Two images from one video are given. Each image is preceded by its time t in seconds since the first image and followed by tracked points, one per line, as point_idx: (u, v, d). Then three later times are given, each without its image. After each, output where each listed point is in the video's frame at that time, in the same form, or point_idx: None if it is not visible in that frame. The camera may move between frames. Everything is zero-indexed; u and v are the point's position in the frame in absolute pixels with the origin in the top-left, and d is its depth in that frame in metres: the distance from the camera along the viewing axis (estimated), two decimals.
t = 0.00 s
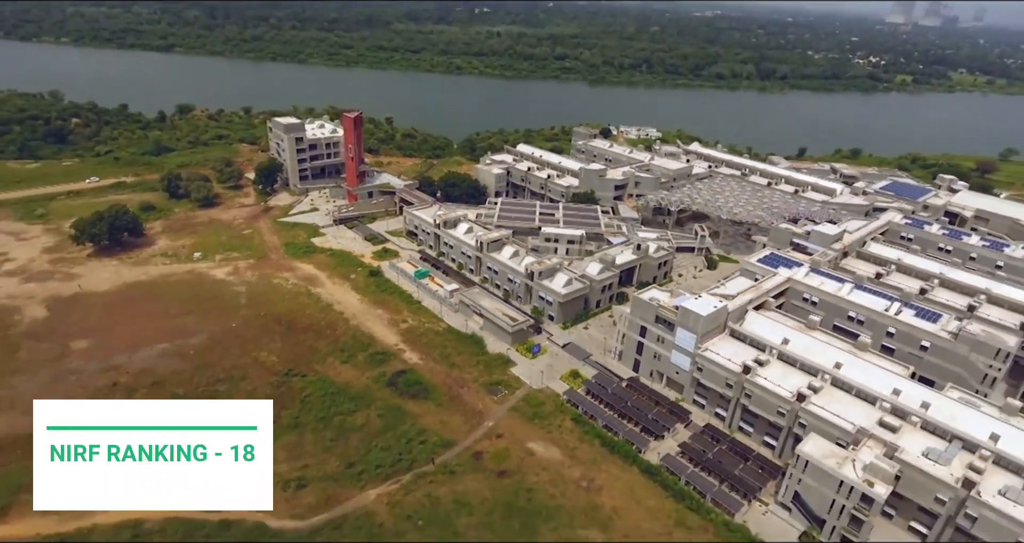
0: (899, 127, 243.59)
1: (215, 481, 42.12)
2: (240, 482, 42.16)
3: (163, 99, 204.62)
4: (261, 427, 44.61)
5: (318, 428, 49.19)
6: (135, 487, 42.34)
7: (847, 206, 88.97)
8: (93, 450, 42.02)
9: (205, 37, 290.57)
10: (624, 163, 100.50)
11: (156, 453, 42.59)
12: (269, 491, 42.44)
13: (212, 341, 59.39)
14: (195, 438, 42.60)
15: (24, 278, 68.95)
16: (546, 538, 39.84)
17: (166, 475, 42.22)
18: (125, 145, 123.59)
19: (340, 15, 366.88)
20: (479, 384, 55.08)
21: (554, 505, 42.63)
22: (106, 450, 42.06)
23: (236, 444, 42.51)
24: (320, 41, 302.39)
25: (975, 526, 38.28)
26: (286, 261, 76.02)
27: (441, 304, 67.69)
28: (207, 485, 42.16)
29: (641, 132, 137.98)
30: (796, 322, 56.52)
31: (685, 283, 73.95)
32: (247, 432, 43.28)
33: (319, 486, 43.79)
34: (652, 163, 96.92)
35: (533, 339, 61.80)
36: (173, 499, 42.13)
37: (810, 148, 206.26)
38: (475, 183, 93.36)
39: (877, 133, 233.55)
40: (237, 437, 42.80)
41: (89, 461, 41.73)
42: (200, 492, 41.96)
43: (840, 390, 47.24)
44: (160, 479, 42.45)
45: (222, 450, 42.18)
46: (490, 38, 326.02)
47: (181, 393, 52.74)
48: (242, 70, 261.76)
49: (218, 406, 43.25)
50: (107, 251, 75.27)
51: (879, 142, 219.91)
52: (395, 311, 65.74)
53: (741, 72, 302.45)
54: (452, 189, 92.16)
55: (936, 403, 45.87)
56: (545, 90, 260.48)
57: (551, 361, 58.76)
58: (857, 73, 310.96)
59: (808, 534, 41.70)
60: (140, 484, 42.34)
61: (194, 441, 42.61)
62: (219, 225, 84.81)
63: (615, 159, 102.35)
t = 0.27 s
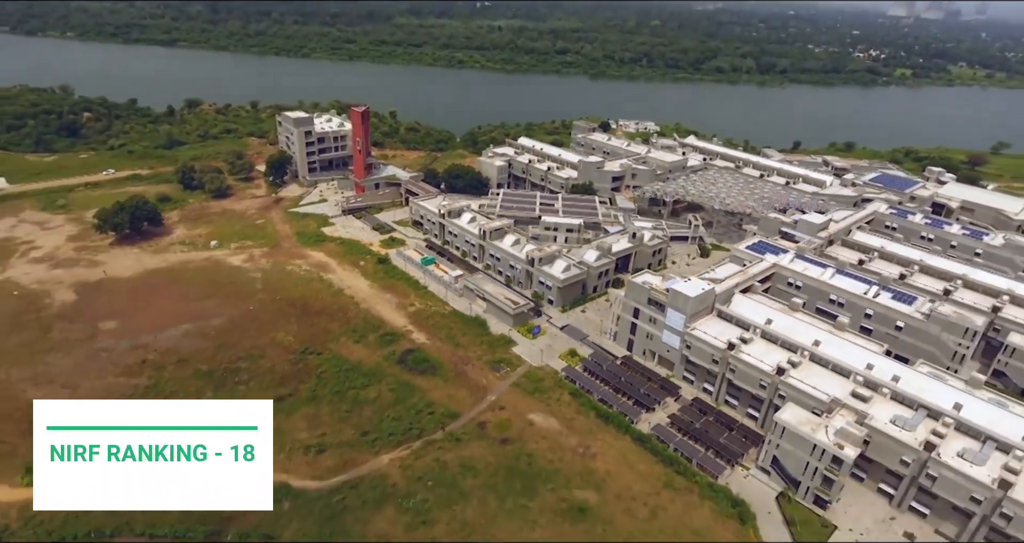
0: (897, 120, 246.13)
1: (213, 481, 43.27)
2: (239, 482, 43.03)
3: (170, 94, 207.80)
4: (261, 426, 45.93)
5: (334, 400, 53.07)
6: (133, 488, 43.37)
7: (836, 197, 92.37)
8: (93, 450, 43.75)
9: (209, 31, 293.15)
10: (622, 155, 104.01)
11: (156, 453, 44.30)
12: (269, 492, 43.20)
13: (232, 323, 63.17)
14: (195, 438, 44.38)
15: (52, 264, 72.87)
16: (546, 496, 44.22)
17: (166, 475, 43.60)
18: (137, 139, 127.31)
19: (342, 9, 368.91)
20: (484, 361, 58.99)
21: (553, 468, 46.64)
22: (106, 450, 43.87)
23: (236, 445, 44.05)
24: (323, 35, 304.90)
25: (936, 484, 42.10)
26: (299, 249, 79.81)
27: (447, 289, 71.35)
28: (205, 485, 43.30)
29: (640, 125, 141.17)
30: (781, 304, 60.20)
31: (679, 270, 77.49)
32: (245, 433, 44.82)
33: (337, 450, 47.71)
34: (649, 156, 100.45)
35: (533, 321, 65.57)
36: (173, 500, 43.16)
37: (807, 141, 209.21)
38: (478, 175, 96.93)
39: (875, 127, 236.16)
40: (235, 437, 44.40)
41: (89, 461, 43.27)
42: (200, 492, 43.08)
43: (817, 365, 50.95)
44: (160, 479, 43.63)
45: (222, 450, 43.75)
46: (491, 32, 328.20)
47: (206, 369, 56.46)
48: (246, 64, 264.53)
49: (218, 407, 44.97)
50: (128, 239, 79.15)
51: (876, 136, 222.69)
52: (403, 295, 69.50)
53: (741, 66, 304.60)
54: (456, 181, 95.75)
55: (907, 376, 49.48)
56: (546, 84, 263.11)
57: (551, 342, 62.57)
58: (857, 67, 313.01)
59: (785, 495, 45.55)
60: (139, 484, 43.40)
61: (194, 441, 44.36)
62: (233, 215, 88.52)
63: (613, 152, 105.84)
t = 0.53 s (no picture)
0: (894, 114, 249.17)
1: (216, 481, 40.70)
2: (243, 483, 40.88)
3: (176, 88, 211.29)
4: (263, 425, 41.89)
5: (348, 373, 57.20)
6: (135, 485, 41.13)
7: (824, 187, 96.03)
8: (92, 450, 39.88)
9: (212, 25, 295.99)
10: (619, 147, 107.74)
11: (156, 453, 40.23)
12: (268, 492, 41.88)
13: (250, 304, 67.28)
14: (195, 437, 40.15)
15: (77, 251, 76.90)
16: (543, 458, 48.43)
17: (166, 475, 40.55)
18: (149, 132, 131.16)
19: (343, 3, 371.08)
20: (486, 339, 63.16)
21: (550, 434, 50.87)
22: (105, 450, 39.87)
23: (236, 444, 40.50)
24: (325, 29, 307.72)
25: (899, 446, 46.33)
26: (309, 236, 83.78)
27: (451, 274, 75.31)
28: (207, 484, 40.89)
29: (638, 118, 144.59)
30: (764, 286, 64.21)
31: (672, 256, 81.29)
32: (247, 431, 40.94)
33: (352, 417, 51.87)
34: (644, 148, 104.21)
35: (533, 303, 69.59)
36: (175, 498, 41.60)
37: (804, 134, 212.46)
38: (480, 166, 100.74)
39: (872, 120, 239.27)
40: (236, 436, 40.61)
41: (89, 461, 39.82)
42: (202, 493, 41.09)
43: (795, 340, 54.98)
44: (160, 479, 40.92)
45: (222, 451, 40.23)
46: (492, 26, 330.60)
47: (227, 345, 60.55)
48: (250, 58, 267.51)
49: (218, 407, 40.31)
50: (148, 227, 83.15)
51: (872, 129, 225.90)
52: (410, 280, 73.52)
53: (740, 60, 307.10)
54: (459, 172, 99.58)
55: (877, 349, 53.46)
56: (547, 78, 266.00)
57: (549, 322, 66.69)
58: (855, 60, 315.51)
59: (763, 457, 49.66)
60: (139, 484, 40.90)
61: (194, 440, 40.12)
62: (246, 205, 92.36)
63: (610, 144, 109.52)
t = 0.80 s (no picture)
0: (891, 107, 252.00)
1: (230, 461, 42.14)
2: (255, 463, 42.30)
3: (182, 82, 214.51)
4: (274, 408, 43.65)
5: (358, 351, 61.04)
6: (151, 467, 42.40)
7: (814, 178, 99.52)
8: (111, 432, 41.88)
9: (215, 20, 298.65)
10: (617, 140, 111.21)
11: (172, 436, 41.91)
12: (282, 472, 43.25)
13: (265, 288, 71.11)
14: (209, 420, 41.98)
15: (98, 239, 80.70)
16: (541, 427, 52.32)
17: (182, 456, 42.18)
18: (159, 126, 134.66)
19: None
20: (488, 321, 66.96)
21: (547, 406, 54.70)
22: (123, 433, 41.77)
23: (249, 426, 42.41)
24: (327, 24, 310.35)
25: (870, 414, 50.05)
26: (318, 225, 87.50)
27: (454, 261, 78.98)
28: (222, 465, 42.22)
29: (636, 112, 147.77)
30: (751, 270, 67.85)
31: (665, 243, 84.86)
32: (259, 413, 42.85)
33: (363, 390, 55.72)
34: (641, 141, 107.68)
35: (532, 287, 73.33)
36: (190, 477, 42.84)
37: (801, 128, 215.55)
38: (482, 158, 104.42)
39: (869, 114, 242.04)
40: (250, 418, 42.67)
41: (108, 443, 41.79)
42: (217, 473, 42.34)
43: (777, 320, 58.66)
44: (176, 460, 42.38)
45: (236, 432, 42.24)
46: (493, 20, 332.85)
47: (245, 325, 64.45)
48: (253, 52, 270.33)
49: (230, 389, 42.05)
50: (164, 216, 86.91)
51: (869, 123, 228.97)
52: (415, 266, 77.26)
53: (740, 54, 309.38)
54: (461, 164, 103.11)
55: (854, 327, 57.07)
56: (548, 72, 268.71)
57: (547, 305, 70.47)
58: (855, 54, 317.65)
59: (745, 427, 53.51)
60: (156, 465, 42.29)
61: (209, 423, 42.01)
62: (257, 196, 96.00)
63: (608, 137, 112.95)
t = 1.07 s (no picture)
0: (887, 101, 254.91)
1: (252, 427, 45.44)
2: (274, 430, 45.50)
3: (187, 76, 217.74)
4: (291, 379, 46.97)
5: (367, 331, 64.93)
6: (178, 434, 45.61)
7: (804, 169, 103.11)
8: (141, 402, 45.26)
9: (218, 14, 301.33)
10: (613, 133, 114.80)
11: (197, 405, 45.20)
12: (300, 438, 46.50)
13: (277, 273, 75.00)
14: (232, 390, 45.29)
15: (117, 227, 84.52)
16: (538, 398, 56.24)
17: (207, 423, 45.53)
18: (168, 119, 138.23)
19: None
20: (489, 303, 70.83)
21: (544, 381, 58.62)
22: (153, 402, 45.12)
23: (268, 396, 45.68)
24: (330, 18, 312.92)
25: (843, 387, 53.85)
26: (326, 214, 91.25)
27: (457, 248, 82.73)
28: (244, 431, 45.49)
29: (634, 105, 151.02)
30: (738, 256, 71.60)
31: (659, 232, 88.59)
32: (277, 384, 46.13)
33: (373, 366, 59.65)
34: (637, 134, 111.26)
35: (530, 273, 77.13)
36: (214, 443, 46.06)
37: (797, 121, 218.74)
38: (483, 150, 108.03)
39: (866, 108, 245.02)
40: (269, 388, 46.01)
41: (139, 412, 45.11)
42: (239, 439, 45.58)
43: (761, 302, 62.44)
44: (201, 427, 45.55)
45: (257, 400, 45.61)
46: (494, 14, 335.11)
47: (259, 307, 68.36)
48: (257, 46, 273.14)
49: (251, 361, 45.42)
50: (178, 206, 90.70)
51: (865, 117, 232.22)
52: (420, 253, 81.08)
53: (739, 48, 311.77)
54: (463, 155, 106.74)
55: (833, 307, 60.75)
56: (548, 66, 271.47)
57: (545, 289, 74.30)
58: (853, 48, 320.00)
59: (728, 400, 57.45)
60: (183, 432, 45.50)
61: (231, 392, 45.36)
62: (267, 186, 99.71)
63: (606, 129, 116.49)
